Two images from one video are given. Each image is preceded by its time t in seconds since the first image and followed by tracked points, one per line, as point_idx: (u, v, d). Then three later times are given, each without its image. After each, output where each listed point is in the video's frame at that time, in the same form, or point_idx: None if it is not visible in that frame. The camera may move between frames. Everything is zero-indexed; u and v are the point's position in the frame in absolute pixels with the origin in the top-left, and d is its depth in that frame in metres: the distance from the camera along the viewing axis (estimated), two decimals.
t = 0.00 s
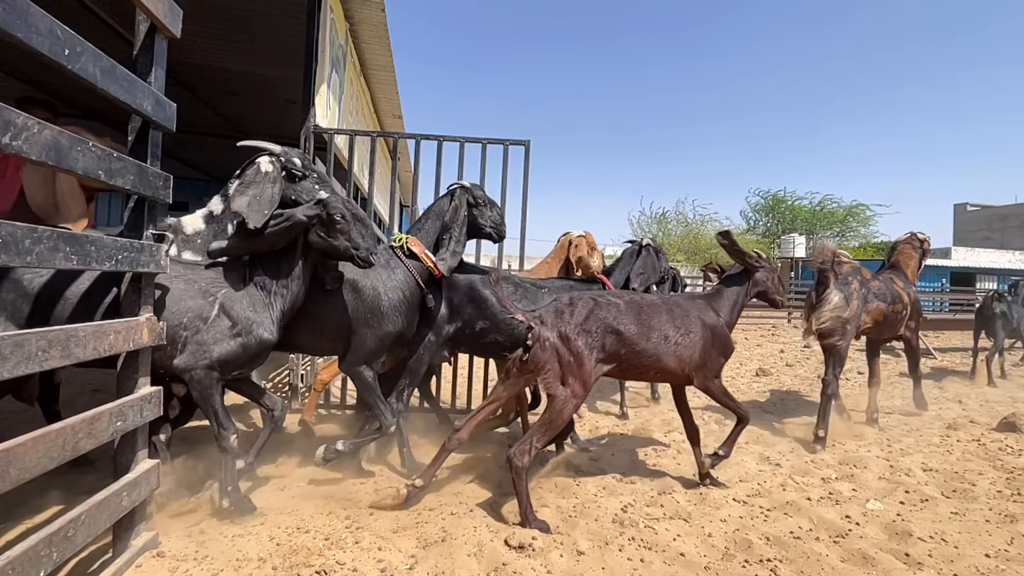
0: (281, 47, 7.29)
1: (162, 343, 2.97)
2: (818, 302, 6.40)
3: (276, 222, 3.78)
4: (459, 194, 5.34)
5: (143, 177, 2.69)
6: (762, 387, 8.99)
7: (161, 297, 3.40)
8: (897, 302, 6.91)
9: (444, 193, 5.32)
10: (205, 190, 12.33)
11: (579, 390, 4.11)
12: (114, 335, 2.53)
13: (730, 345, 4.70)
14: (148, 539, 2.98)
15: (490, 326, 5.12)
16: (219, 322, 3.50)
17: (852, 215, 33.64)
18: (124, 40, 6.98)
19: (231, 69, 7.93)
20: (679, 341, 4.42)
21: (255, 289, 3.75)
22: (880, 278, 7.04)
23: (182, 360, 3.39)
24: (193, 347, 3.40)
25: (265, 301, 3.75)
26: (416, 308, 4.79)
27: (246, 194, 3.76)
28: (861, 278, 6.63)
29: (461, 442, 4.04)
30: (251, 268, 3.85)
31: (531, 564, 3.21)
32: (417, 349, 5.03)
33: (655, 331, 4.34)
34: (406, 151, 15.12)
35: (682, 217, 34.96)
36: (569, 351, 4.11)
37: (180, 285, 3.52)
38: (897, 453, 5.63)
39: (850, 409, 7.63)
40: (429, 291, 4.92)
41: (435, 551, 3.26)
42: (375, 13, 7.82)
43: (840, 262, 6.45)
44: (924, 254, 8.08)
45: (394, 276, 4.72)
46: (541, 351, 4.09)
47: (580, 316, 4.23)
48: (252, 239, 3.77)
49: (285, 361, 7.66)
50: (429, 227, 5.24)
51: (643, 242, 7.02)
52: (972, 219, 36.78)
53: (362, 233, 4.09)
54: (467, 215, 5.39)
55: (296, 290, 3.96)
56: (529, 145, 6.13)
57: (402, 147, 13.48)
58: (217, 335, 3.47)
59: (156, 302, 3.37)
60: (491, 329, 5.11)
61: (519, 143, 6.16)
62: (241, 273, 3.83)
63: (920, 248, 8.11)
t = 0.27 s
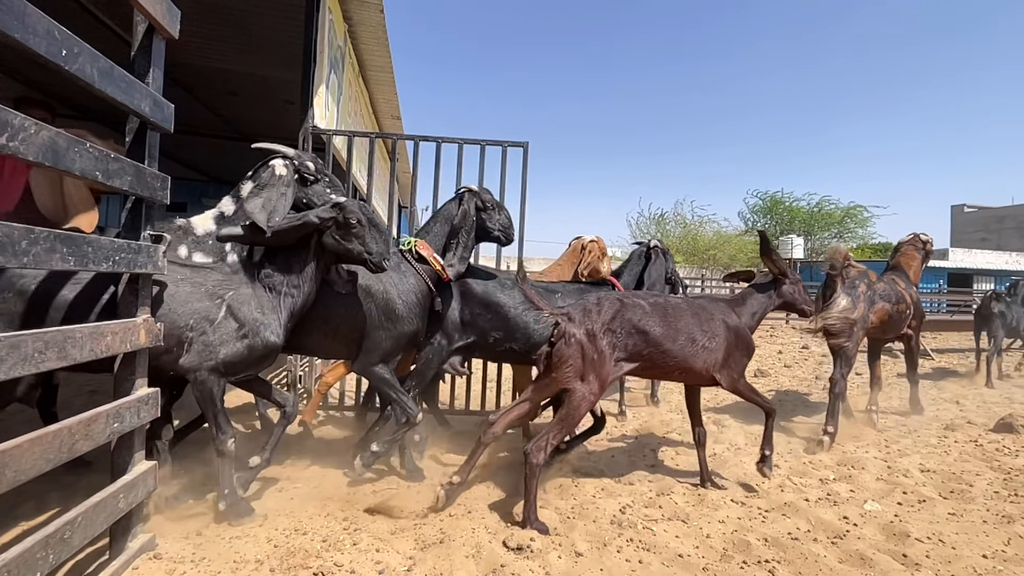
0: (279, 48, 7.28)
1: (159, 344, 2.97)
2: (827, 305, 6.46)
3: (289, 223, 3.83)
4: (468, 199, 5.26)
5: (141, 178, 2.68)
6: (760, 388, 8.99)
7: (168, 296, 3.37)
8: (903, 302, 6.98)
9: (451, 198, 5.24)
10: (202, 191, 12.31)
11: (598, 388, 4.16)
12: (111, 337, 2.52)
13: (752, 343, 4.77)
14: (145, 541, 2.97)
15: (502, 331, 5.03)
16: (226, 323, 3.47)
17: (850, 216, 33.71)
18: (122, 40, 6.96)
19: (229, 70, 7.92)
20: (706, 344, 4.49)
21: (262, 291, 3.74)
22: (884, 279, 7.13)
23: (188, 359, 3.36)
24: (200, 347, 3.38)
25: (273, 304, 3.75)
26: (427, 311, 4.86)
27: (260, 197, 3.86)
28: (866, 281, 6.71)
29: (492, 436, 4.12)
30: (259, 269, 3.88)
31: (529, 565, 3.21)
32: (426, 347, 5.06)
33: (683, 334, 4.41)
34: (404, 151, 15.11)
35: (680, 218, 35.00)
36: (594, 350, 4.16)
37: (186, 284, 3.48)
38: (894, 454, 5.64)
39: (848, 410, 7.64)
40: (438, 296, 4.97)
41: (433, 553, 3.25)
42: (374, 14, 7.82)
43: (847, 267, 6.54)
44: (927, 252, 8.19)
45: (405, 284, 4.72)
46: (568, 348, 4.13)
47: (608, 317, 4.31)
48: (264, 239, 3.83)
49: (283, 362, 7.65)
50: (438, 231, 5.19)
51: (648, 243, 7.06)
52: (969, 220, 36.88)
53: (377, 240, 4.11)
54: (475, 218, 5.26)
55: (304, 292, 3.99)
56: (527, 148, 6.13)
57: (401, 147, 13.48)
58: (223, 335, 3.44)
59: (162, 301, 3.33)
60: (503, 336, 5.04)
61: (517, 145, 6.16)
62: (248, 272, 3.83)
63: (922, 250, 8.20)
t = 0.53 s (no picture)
0: (278, 48, 7.27)
1: (157, 344, 2.96)
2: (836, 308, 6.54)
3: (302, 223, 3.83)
4: (474, 202, 5.29)
5: (138, 177, 2.68)
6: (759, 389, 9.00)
7: (176, 294, 3.33)
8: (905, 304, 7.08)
9: (459, 202, 5.29)
10: (201, 190, 12.29)
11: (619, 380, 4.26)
12: (109, 337, 2.52)
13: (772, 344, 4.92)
14: (142, 542, 2.97)
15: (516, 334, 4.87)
16: (233, 322, 3.45)
17: (849, 217, 33.73)
18: (120, 40, 6.94)
19: (229, 70, 7.91)
20: (728, 345, 4.62)
21: (270, 290, 3.71)
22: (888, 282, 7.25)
23: (194, 359, 3.35)
24: (206, 347, 3.36)
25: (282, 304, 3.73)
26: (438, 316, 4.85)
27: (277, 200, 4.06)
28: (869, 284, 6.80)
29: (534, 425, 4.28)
30: (269, 266, 3.86)
31: (527, 566, 3.21)
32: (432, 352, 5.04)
33: (710, 334, 4.51)
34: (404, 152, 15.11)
35: (680, 219, 35.01)
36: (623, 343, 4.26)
37: (192, 283, 3.43)
38: (892, 455, 5.65)
39: (847, 411, 7.64)
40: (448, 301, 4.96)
41: (431, 553, 3.25)
42: (373, 14, 7.81)
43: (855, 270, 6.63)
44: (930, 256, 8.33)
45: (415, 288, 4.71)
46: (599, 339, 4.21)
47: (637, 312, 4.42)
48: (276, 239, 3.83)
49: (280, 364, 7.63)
50: (446, 235, 5.24)
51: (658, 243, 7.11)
52: (968, 221, 36.92)
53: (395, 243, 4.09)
54: (483, 223, 5.29)
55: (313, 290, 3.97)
56: (525, 149, 6.14)
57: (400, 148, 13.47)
58: (230, 335, 3.42)
59: (170, 299, 3.29)
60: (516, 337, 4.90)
61: (516, 146, 6.16)
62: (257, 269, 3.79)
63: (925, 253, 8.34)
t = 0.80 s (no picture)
0: (277, 48, 7.27)
1: (156, 344, 2.96)
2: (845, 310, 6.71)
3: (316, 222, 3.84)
4: (483, 209, 5.31)
5: (137, 177, 2.68)
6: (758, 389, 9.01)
7: (184, 293, 3.31)
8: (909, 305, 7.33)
9: (468, 208, 5.30)
10: (201, 190, 12.28)
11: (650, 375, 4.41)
12: (108, 337, 2.52)
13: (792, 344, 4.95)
14: (140, 542, 2.96)
15: (531, 333, 5.02)
16: (242, 321, 3.43)
17: (848, 218, 33.76)
18: (119, 40, 6.94)
19: (228, 70, 7.91)
20: (751, 344, 4.70)
21: (279, 288, 3.70)
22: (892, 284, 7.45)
23: (202, 359, 3.33)
24: (215, 346, 3.35)
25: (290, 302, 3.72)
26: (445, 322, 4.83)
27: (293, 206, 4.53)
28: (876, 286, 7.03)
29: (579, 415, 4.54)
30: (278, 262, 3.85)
31: (526, 567, 3.21)
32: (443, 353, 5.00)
33: (735, 334, 4.60)
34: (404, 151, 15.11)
35: (679, 219, 35.02)
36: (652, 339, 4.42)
37: (200, 282, 3.40)
38: (891, 456, 5.65)
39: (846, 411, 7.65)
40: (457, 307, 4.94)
41: (430, 554, 3.25)
42: (373, 14, 7.81)
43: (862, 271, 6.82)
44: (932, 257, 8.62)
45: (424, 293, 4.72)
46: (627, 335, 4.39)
47: (666, 308, 4.54)
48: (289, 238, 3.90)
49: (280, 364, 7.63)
50: (455, 241, 5.28)
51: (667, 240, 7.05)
52: (966, 222, 36.96)
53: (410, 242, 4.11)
54: (492, 230, 5.31)
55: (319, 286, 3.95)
56: (525, 150, 6.14)
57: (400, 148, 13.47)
58: (238, 335, 3.41)
59: (179, 299, 3.27)
60: (531, 337, 5.04)
61: (515, 147, 6.16)
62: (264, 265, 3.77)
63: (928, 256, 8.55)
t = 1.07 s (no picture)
0: (277, 48, 7.27)
1: (155, 345, 2.96)
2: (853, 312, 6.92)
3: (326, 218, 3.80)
4: (494, 218, 5.17)
5: (136, 178, 2.67)
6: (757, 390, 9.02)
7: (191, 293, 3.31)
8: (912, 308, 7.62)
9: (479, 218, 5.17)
10: (200, 191, 12.21)
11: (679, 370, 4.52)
12: (106, 337, 2.52)
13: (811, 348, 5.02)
14: (138, 543, 2.96)
15: (548, 332, 5.18)
16: (249, 321, 3.42)
17: (847, 219, 33.81)
18: (119, 40, 6.93)
19: (228, 71, 7.92)
20: (774, 346, 4.79)
21: (289, 284, 3.67)
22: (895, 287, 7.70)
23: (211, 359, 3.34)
24: (223, 347, 3.35)
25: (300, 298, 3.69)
26: (450, 332, 4.94)
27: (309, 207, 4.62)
28: (881, 291, 7.30)
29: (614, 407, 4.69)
30: (288, 256, 3.79)
31: (525, 567, 3.20)
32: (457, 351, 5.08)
33: (760, 336, 4.69)
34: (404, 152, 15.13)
35: (678, 220, 35.04)
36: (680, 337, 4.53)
37: (206, 283, 3.39)
38: (890, 457, 5.66)
39: (845, 412, 7.65)
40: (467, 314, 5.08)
41: (429, 555, 3.25)
42: (372, 15, 7.81)
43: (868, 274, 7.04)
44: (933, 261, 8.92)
45: (430, 303, 4.78)
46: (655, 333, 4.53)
47: (694, 305, 4.63)
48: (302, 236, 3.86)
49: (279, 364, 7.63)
50: (466, 251, 5.20)
51: (677, 238, 7.01)
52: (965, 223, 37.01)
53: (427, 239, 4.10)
54: (504, 240, 5.17)
55: (330, 281, 3.90)
56: (524, 151, 6.14)
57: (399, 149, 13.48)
58: (247, 335, 3.40)
59: (187, 299, 3.28)
60: (549, 335, 5.20)
61: (514, 148, 6.16)
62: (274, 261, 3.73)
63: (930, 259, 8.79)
